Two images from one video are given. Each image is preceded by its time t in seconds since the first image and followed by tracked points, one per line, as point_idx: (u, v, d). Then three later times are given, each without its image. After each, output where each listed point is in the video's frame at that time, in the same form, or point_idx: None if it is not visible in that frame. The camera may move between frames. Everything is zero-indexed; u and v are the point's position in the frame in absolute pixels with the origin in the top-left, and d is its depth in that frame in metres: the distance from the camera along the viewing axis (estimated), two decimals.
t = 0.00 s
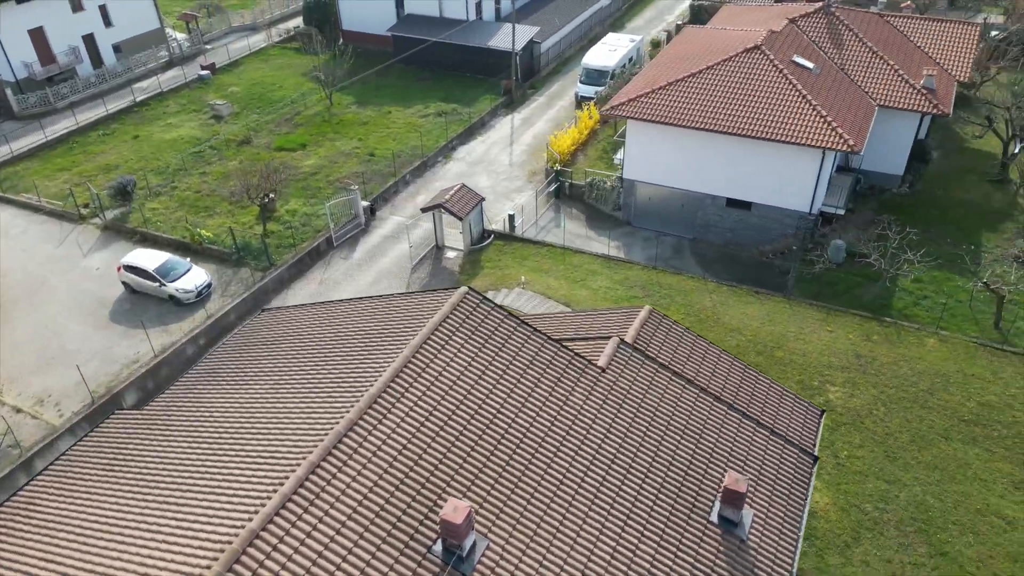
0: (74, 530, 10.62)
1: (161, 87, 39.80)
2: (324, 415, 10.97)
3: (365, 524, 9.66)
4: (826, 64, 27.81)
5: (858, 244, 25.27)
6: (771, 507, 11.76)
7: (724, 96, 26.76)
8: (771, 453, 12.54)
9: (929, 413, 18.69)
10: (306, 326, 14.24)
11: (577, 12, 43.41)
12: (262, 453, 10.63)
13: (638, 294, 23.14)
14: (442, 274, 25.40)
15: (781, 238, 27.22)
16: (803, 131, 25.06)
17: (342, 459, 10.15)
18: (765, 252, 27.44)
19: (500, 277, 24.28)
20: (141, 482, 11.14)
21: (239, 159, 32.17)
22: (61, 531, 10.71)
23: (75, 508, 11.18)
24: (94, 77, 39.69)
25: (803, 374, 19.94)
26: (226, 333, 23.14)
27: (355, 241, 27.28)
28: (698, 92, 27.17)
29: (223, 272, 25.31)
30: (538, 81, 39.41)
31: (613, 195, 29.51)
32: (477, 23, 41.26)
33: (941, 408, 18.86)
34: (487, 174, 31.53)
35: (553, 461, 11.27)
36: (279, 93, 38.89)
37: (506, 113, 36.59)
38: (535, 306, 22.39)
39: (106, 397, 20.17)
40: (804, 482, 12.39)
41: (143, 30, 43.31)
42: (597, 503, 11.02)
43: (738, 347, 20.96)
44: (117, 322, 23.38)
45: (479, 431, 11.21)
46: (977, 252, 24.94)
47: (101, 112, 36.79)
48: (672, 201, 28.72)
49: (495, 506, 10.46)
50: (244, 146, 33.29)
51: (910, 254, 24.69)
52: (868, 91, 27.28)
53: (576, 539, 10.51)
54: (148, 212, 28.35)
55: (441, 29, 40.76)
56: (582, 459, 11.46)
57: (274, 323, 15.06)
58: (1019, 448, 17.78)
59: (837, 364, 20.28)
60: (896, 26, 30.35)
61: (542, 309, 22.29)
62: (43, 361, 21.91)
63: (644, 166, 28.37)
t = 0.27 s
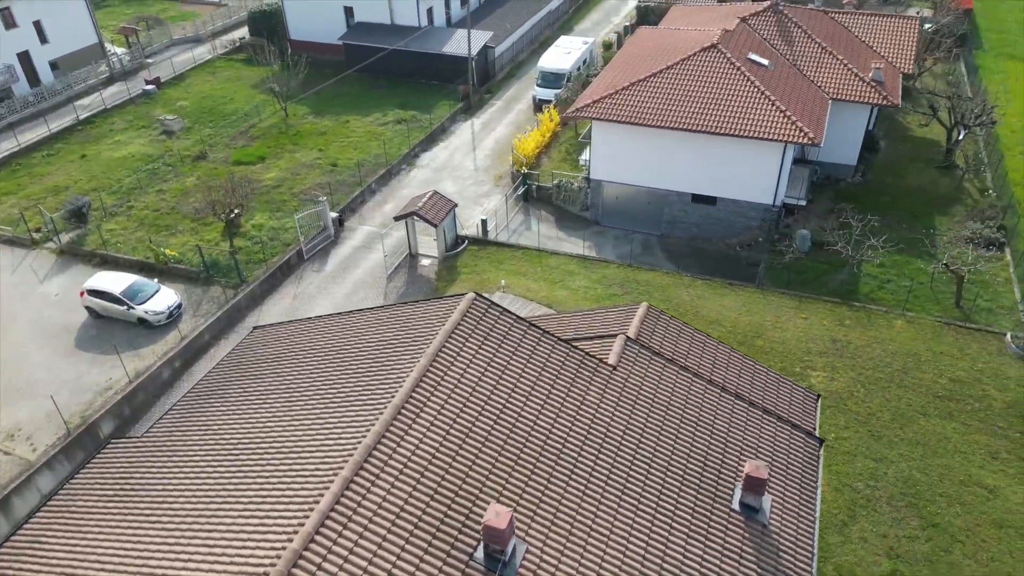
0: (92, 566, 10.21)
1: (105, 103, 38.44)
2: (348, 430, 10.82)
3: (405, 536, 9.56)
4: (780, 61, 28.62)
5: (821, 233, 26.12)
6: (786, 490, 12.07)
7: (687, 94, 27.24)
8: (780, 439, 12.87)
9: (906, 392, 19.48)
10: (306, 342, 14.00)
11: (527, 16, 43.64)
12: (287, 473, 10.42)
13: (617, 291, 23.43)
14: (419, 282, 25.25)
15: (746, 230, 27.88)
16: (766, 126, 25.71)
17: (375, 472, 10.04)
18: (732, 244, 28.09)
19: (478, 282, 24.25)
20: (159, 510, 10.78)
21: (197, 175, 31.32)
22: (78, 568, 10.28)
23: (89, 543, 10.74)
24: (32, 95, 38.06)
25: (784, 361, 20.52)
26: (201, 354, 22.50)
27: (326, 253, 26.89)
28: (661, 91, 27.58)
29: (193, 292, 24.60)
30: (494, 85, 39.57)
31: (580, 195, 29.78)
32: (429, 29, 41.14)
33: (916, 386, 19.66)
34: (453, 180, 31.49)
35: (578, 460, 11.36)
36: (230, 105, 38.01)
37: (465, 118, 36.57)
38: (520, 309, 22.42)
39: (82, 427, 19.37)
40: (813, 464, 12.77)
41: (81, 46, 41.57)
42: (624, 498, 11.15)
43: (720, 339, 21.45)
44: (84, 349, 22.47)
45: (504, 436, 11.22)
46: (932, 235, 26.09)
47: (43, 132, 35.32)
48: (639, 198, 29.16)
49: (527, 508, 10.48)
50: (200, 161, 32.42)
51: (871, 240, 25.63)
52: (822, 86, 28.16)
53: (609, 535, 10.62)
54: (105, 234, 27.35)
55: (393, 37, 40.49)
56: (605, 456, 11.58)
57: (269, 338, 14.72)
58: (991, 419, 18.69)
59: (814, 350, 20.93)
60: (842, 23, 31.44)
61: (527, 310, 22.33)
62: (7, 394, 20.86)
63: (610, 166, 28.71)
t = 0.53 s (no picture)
0: None
1: (46, 122, 36.87)
2: (374, 442, 10.70)
3: (448, 544, 9.50)
4: (736, 59, 29.35)
5: (785, 224, 26.92)
6: (799, 472, 12.42)
7: (650, 93, 27.64)
8: (787, 424, 13.24)
9: (882, 372, 20.26)
10: (310, 357, 13.77)
11: (478, 22, 43.68)
12: (317, 490, 10.25)
13: (596, 290, 23.68)
14: (396, 291, 25.06)
15: (712, 224, 28.50)
16: (729, 121, 26.26)
17: (410, 483, 9.95)
18: (699, 239, 28.70)
19: (457, 288, 24.22)
20: (181, 538, 10.46)
21: (153, 193, 30.36)
22: None
23: None
24: None
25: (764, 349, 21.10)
26: (177, 377, 21.83)
27: (297, 267, 26.45)
28: (624, 91, 27.89)
29: (162, 313, 23.84)
30: (450, 91, 39.54)
31: (548, 198, 29.98)
32: (381, 37, 40.83)
33: (890, 366, 20.47)
34: (419, 188, 31.36)
35: (602, 457, 11.48)
36: (180, 120, 36.96)
37: (424, 125, 36.44)
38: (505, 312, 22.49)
39: (58, 460, 18.56)
40: (820, 446, 13.18)
41: (14, 63, 38.99)
42: (650, 490, 11.31)
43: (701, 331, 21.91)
44: (52, 378, 21.52)
45: (529, 437, 11.27)
46: (888, 222, 27.18)
47: None
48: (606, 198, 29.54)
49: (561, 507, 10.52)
50: (155, 179, 31.43)
51: (832, 228, 26.53)
52: (777, 82, 28.97)
53: (642, 527, 10.75)
54: (62, 258, 26.25)
55: (344, 45, 40.03)
56: (627, 450, 11.72)
57: (267, 355, 14.42)
58: (962, 394, 19.63)
59: (792, 337, 21.55)
60: (789, 21, 32.44)
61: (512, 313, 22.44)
62: None
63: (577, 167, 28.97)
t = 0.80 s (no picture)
0: None
1: None
2: (403, 454, 10.64)
3: (493, 551, 9.53)
4: (691, 58, 29.98)
5: (750, 217, 27.65)
6: (808, 455, 12.82)
7: (613, 95, 27.98)
8: (790, 410, 13.65)
9: (857, 355, 21.00)
10: (315, 373, 13.57)
11: (428, 28, 43.53)
12: (351, 508, 10.15)
13: (575, 290, 23.88)
14: (372, 302, 24.78)
15: (679, 220, 29.04)
16: (692, 120, 26.85)
17: (447, 493, 9.94)
18: (667, 236, 29.22)
19: (436, 296, 24.13)
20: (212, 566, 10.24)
21: (107, 214, 29.29)
22: None
23: None
24: None
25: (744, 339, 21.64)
26: (153, 403, 21.10)
27: (267, 282, 25.90)
28: (587, 93, 28.17)
29: (131, 337, 23.02)
30: (406, 99, 39.35)
31: (516, 202, 30.08)
32: (331, 46, 40.31)
33: (864, 348, 21.25)
34: (384, 197, 31.09)
35: (625, 454, 11.64)
36: (128, 137, 35.75)
37: (383, 134, 36.16)
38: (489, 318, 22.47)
39: (37, 496, 17.76)
40: (822, 429, 13.62)
41: None
42: (674, 484, 11.52)
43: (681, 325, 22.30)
44: (19, 412, 20.55)
45: (554, 439, 11.36)
46: (845, 210, 28.19)
47: None
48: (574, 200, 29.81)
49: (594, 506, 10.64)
50: (108, 199, 30.33)
51: (795, 219, 27.37)
52: (732, 79, 29.70)
53: (671, 521, 10.96)
54: (16, 286, 25.08)
55: (295, 56, 39.37)
56: (648, 446, 11.91)
57: (269, 373, 14.14)
58: (932, 372, 20.53)
59: (768, 326, 22.14)
60: (738, 20, 33.33)
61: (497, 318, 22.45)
62: None
63: (543, 170, 29.17)
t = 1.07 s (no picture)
0: None
1: None
2: (434, 465, 10.58)
3: (538, 555, 9.56)
4: (648, 59, 30.45)
5: (715, 212, 28.30)
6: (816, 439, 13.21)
7: (576, 98, 28.19)
8: (793, 396, 14.04)
9: (833, 340, 21.75)
10: (324, 389, 13.36)
11: (378, 36, 43.16)
12: (388, 523, 10.07)
13: (554, 293, 24.02)
14: (349, 315, 24.43)
15: (645, 218, 29.45)
16: (656, 120, 27.26)
17: (486, 500, 9.94)
18: (634, 234, 29.64)
19: (415, 305, 23.95)
20: None
21: (61, 238, 28.11)
22: None
23: None
24: None
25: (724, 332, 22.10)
26: (131, 431, 20.32)
27: (238, 301, 25.27)
28: (550, 97, 28.30)
29: (101, 365, 22.13)
30: (361, 109, 38.99)
31: (484, 208, 30.11)
32: (281, 57, 39.60)
33: (838, 334, 22.00)
34: (350, 208, 30.73)
35: (647, 449, 11.82)
36: (73, 157, 34.37)
37: (341, 145, 35.72)
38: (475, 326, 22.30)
39: (18, 537, 16.91)
40: (824, 413, 14.05)
41: None
42: (696, 475, 11.75)
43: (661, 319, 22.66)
44: None
45: (578, 439, 11.46)
46: (804, 201, 29.10)
47: None
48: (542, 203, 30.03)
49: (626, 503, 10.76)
50: (59, 223, 29.11)
51: (758, 212, 28.11)
52: (689, 79, 30.28)
53: (699, 512, 11.18)
54: None
55: (244, 68, 38.51)
56: (667, 441, 12.12)
57: (273, 394, 13.86)
58: (903, 353, 21.41)
59: (745, 318, 22.71)
60: (688, 22, 34.07)
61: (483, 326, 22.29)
62: None
63: (510, 174, 29.28)
